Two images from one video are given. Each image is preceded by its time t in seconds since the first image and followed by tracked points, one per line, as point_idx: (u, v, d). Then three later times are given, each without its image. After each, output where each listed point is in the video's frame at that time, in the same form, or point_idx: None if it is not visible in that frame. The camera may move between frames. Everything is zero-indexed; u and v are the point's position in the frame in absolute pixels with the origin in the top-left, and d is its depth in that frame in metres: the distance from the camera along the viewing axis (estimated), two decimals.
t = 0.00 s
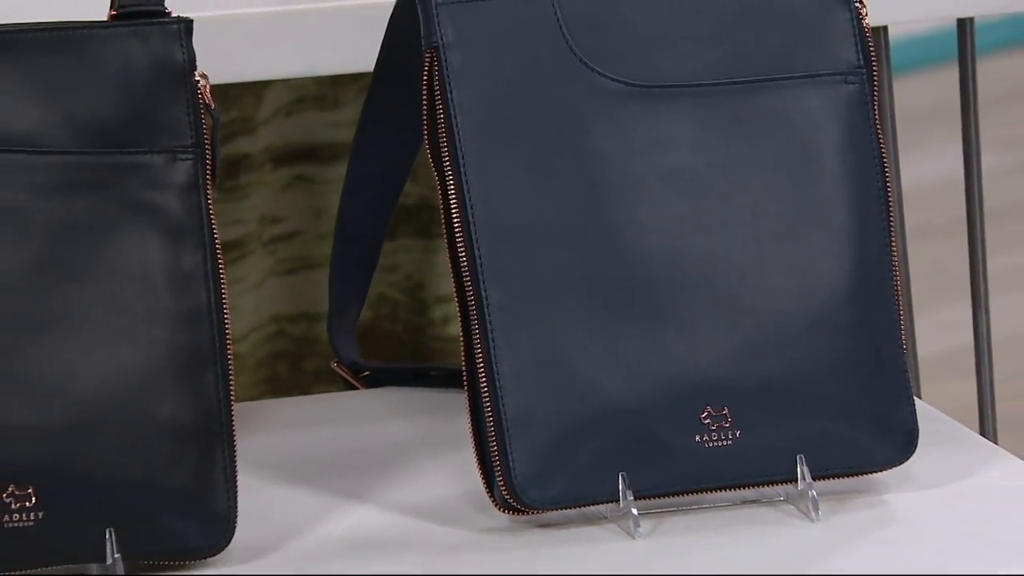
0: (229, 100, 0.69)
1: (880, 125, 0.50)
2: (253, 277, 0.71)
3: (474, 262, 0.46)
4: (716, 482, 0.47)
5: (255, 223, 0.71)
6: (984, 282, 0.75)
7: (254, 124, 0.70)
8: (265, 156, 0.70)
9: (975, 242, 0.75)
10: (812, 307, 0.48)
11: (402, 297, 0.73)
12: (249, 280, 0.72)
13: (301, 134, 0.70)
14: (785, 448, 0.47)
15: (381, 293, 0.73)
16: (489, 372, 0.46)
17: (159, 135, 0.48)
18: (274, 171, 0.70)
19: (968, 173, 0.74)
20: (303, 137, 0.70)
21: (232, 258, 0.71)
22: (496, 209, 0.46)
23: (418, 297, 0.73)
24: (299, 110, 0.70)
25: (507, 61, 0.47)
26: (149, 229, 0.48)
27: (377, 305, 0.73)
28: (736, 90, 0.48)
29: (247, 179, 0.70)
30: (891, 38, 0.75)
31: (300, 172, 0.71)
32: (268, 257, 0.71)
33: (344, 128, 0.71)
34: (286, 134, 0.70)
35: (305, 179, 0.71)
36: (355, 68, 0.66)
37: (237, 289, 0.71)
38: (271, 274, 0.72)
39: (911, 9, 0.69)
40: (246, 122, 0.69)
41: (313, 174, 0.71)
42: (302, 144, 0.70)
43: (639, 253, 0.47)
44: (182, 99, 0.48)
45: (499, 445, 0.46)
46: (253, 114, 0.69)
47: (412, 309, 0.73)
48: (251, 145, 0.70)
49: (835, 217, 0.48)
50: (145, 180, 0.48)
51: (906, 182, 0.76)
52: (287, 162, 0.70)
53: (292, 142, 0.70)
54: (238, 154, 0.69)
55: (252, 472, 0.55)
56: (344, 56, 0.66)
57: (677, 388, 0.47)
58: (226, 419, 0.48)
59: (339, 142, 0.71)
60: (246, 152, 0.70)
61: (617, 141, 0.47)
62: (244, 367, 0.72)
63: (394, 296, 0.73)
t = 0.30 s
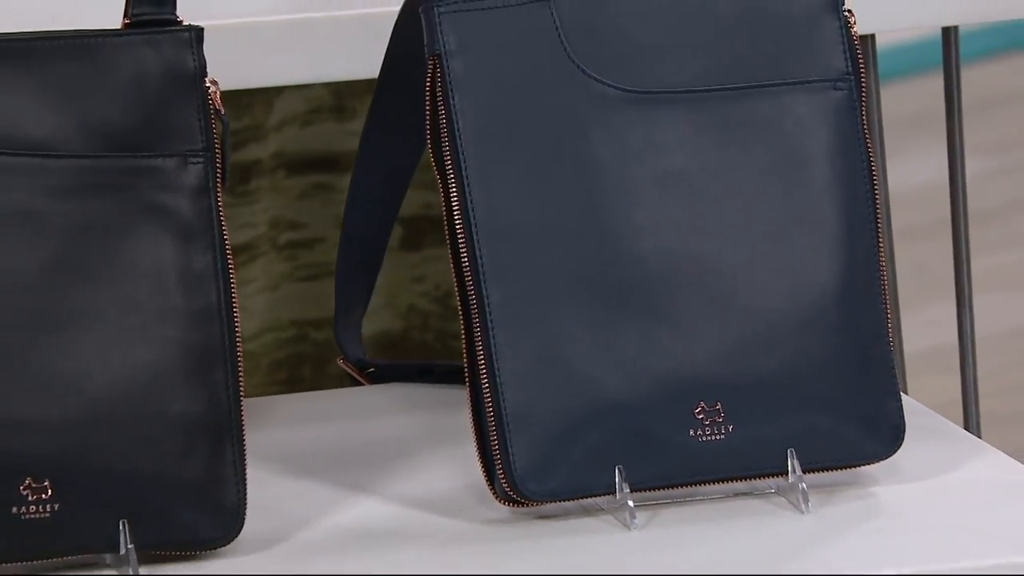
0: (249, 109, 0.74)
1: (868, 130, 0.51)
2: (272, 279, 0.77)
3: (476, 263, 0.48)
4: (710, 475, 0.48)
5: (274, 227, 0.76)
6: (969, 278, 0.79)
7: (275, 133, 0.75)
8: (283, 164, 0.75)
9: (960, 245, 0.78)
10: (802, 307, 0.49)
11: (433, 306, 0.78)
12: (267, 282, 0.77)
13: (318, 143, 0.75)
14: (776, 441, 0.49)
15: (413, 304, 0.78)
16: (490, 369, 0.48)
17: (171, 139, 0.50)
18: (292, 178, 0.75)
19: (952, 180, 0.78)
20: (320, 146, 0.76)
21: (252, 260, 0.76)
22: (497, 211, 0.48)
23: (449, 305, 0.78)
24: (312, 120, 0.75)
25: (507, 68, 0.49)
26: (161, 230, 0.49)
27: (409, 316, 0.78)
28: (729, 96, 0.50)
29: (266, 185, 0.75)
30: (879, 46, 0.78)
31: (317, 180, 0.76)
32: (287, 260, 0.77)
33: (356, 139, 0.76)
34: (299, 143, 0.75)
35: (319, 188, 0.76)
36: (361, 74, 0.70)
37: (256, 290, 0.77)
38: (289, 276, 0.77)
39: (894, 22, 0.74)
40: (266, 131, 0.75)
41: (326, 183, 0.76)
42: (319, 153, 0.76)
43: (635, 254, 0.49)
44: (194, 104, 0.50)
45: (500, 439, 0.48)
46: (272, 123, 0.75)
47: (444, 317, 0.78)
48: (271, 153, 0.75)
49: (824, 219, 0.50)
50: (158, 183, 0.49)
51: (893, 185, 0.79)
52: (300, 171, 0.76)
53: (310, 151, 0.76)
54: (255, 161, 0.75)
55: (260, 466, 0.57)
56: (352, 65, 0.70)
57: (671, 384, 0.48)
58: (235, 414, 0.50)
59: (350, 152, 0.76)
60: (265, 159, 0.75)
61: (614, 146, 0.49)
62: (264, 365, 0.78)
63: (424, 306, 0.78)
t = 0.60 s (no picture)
0: (259, 115, 0.77)
1: (856, 134, 0.53)
2: (283, 280, 0.80)
3: (477, 263, 0.50)
4: (703, 467, 0.50)
5: (285, 229, 0.79)
6: (955, 282, 0.82)
7: (285, 138, 0.78)
8: (293, 168, 0.78)
9: (945, 247, 0.81)
10: (792, 305, 0.51)
11: (445, 308, 0.80)
12: (279, 282, 0.80)
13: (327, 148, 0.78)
14: (767, 436, 0.50)
15: (425, 308, 0.80)
16: (491, 365, 0.50)
17: (183, 144, 0.51)
18: (302, 182, 0.79)
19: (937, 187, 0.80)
20: (329, 151, 0.79)
21: (264, 261, 0.79)
22: (497, 213, 0.50)
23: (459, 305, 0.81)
24: (321, 126, 0.78)
25: (508, 75, 0.50)
26: (173, 231, 0.51)
27: (421, 319, 0.80)
28: (722, 101, 0.51)
29: (277, 188, 0.78)
30: (867, 55, 0.81)
31: (327, 183, 0.79)
32: (298, 261, 0.79)
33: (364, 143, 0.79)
34: (309, 147, 0.78)
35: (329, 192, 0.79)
36: (366, 81, 0.73)
37: (268, 290, 0.80)
38: (300, 276, 0.80)
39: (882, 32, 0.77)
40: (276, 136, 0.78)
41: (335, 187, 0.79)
42: (328, 157, 0.79)
43: (631, 254, 0.50)
44: (204, 109, 0.51)
45: (501, 433, 0.49)
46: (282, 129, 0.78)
47: (454, 319, 0.81)
48: (282, 157, 0.78)
49: (813, 220, 0.51)
50: (170, 186, 0.51)
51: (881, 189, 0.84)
52: (310, 174, 0.79)
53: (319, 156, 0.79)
54: (266, 165, 0.78)
55: (269, 460, 0.59)
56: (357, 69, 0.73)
57: (666, 379, 0.50)
58: (245, 409, 0.52)
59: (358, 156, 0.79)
60: (275, 164, 0.78)
61: (610, 149, 0.51)
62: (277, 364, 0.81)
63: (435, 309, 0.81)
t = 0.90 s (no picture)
0: (266, 123, 0.80)
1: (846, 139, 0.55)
2: (292, 283, 0.82)
3: (479, 262, 0.51)
4: (697, 460, 0.52)
5: (292, 233, 0.82)
6: (939, 284, 0.82)
7: (292, 145, 0.81)
8: (300, 175, 0.81)
9: (931, 249, 0.83)
10: (784, 304, 0.53)
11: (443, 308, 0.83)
12: (288, 286, 0.82)
13: (332, 155, 0.81)
14: (758, 430, 0.52)
15: (423, 308, 0.83)
16: (492, 362, 0.51)
17: (194, 147, 0.53)
18: (309, 188, 0.81)
19: (922, 194, 0.83)
20: (334, 158, 0.81)
21: (272, 265, 0.82)
22: (498, 215, 0.52)
23: (456, 305, 0.84)
24: (326, 133, 0.81)
25: (508, 81, 0.52)
26: (185, 232, 0.53)
27: (419, 319, 0.83)
28: (715, 106, 0.53)
29: (283, 193, 0.81)
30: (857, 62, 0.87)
31: (332, 189, 0.81)
32: (306, 264, 0.82)
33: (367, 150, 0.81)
34: (314, 154, 0.81)
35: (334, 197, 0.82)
36: (373, 86, 0.75)
37: (277, 293, 0.82)
38: (308, 280, 0.82)
39: (876, 36, 0.79)
40: (283, 143, 0.80)
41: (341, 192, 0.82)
42: (334, 164, 0.81)
43: (627, 255, 0.52)
44: (215, 114, 0.53)
45: (501, 426, 0.51)
46: (288, 136, 0.80)
47: (452, 318, 0.83)
48: (288, 163, 0.80)
49: (804, 222, 0.53)
50: (182, 188, 0.53)
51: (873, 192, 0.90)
52: (316, 180, 0.81)
53: (326, 162, 0.81)
54: (272, 170, 0.80)
55: (276, 454, 0.61)
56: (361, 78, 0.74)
57: (661, 375, 0.52)
58: (255, 404, 0.53)
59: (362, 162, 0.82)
60: (282, 170, 0.80)
61: (608, 153, 0.52)
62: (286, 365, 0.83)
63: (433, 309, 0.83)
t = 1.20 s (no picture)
0: (271, 126, 0.81)
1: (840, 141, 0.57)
2: (297, 281, 0.84)
3: (486, 261, 0.53)
4: (698, 452, 0.54)
5: (296, 233, 0.84)
6: (932, 283, 0.89)
7: (295, 147, 0.82)
8: (303, 176, 0.83)
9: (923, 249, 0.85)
10: (780, 300, 0.54)
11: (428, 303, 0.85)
12: (292, 283, 0.84)
13: (334, 156, 0.83)
14: (758, 421, 0.54)
15: (410, 301, 0.85)
16: (498, 356, 0.53)
17: (211, 149, 0.55)
18: (312, 189, 0.83)
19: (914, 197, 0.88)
20: (336, 159, 0.83)
21: (278, 263, 0.84)
22: (504, 215, 0.53)
23: (441, 300, 0.86)
24: (328, 135, 0.82)
25: (515, 85, 0.54)
26: (202, 230, 0.54)
27: (404, 311, 0.85)
28: (715, 110, 0.55)
29: (288, 194, 0.83)
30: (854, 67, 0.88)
31: (335, 189, 0.83)
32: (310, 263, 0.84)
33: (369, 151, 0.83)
34: (317, 156, 0.83)
35: (337, 197, 0.84)
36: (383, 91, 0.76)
37: (283, 290, 0.84)
38: (312, 277, 0.84)
39: (876, 40, 0.80)
40: (287, 145, 0.82)
41: (343, 192, 0.84)
42: (336, 165, 0.83)
43: (629, 253, 0.54)
44: (231, 117, 0.55)
45: (508, 419, 0.53)
46: (292, 138, 0.82)
47: (437, 313, 0.86)
48: (292, 165, 0.82)
49: (800, 221, 0.55)
50: (199, 188, 0.54)
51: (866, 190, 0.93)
52: (319, 181, 0.83)
53: (328, 164, 0.83)
54: (276, 172, 0.82)
55: (288, 446, 0.63)
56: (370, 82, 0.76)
57: (662, 370, 0.54)
58: (269, 397, 0.55)
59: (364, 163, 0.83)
60: (287, 171, 0.82)
61: (610, 155, 0.54)
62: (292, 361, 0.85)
63: (419, 303, 0.85)
